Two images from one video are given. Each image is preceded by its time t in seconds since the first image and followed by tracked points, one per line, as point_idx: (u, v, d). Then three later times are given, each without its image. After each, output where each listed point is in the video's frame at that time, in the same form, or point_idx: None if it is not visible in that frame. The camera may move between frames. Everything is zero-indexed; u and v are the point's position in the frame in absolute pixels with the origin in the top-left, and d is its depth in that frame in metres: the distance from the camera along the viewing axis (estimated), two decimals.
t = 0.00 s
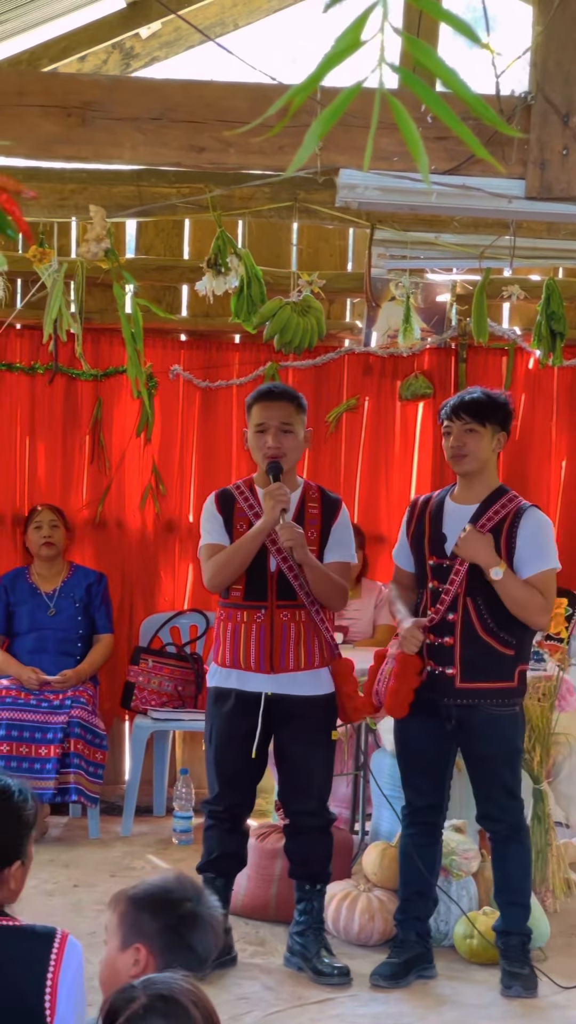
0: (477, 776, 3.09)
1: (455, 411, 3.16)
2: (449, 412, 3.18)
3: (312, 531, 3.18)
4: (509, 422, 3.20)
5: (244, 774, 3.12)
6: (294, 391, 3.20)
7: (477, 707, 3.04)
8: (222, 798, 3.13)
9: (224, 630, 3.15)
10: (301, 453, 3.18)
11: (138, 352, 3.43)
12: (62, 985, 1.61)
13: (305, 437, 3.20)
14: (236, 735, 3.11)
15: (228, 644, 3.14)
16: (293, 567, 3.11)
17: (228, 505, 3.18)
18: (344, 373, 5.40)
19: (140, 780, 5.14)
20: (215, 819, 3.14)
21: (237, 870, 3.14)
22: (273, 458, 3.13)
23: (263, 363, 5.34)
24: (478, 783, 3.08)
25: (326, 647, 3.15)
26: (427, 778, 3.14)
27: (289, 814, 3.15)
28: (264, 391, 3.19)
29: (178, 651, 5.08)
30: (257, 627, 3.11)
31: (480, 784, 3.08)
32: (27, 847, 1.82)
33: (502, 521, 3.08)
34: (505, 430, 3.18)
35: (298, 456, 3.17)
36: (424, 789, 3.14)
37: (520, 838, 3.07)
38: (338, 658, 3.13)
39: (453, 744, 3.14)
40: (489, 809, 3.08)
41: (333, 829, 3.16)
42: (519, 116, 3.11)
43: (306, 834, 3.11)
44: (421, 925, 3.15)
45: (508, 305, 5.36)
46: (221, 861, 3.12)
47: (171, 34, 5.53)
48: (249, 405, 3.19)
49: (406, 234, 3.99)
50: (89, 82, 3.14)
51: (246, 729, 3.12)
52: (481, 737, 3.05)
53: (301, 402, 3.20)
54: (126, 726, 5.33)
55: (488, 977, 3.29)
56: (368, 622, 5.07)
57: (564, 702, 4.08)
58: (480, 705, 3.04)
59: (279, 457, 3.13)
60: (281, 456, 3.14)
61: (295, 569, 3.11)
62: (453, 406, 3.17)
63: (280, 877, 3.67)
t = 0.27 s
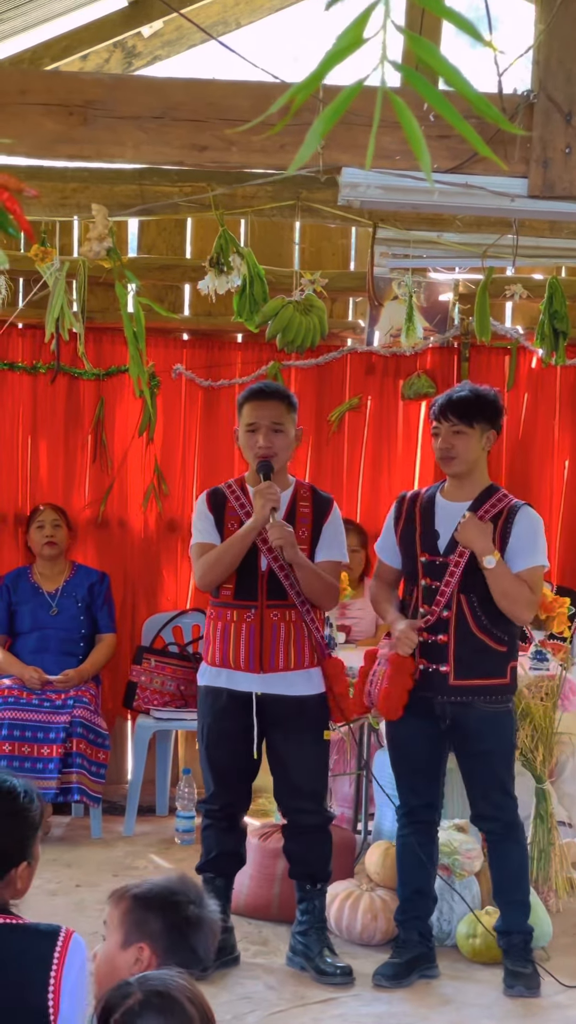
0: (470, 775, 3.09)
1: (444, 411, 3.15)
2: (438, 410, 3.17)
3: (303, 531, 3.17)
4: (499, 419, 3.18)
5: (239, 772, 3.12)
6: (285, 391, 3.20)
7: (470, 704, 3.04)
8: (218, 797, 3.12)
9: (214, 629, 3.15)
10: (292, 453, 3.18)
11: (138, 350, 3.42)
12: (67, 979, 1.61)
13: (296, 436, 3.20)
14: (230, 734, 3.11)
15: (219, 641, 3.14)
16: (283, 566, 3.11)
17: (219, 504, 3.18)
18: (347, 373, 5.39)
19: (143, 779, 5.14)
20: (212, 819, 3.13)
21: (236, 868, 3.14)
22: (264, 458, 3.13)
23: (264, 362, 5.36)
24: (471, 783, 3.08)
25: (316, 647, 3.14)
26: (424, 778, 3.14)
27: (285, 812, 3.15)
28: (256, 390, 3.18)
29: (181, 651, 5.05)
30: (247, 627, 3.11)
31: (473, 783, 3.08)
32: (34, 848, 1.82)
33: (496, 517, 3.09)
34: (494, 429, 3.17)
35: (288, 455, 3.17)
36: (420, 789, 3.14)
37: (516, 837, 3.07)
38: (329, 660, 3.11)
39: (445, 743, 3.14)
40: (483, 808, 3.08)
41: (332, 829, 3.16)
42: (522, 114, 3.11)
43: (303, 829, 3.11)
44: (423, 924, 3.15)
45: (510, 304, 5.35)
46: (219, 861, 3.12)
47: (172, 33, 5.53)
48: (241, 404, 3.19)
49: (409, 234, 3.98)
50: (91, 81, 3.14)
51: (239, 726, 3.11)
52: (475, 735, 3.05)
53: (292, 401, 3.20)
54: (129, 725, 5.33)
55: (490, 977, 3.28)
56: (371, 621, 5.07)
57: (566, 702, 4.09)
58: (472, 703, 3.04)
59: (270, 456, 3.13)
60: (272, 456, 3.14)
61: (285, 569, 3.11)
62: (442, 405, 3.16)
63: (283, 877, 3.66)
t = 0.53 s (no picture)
0: (472, 774, 3.09)
1: (442, 412, 3.16)
2: (438, 412, 3.18)
3: (298, 532, 3.18)
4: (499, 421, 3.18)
5: (232, 772, 3.12)
6: (283, 392, 3.20)
7: (481, 703, 3.05)
8: (212, 797, 3.12)
9: (206, 629, 3.13)
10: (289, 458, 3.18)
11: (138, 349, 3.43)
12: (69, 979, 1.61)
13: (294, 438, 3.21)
14: (222, 734, 3.10)
15: (210, 642, 3.12)
16: (277, 566, 3.12)
17: (213, 504, 3.18)
18: (347, 371, 5.39)
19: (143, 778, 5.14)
20: (206, 819, 3.13)
21: (233, 866, 3.15)
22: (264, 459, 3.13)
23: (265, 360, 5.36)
24: (474, 781, 3.09)
25: (307, 648, 3.15)
26: (423, 779, 3.12)
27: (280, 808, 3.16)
28: (255, 391, 3.18)
29: (182, 650, 5.08)
30: (241, 627, 3.10)
31: (476, 781, 3.08)
32: (41, 847, 1.82)
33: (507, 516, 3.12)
34: (492, 429, 3.17)
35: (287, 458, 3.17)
36: (420, 790, 3.13)
37: (516, 835, 3.07)
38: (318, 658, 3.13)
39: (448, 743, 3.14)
40: (483, 806, 3.08)
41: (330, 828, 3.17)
42: (522, 112, 3.11)
43: (297, 827, 3.12)
44: (423, 925, 3.15)
45: (511, 303, 5.35)
46: (215, 860, 3.13)
47: (172, 32, 5.53)
48: (241, 405, 3.19)
49: (409, 232, 3.98)
50: (90, 79, 3.14)
51: (231, 726, 3.11)
52: (482, 733, 3.06)
53: (290, 401, 3.20)
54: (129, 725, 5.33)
55: (490, 975, 3.28)
56: (371, 620, 5.07)
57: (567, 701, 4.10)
58: (482, 702, 3.05)
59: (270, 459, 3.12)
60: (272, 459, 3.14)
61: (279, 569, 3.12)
62: (440, 406, 3.17)
63: (284, 874, 3.67)
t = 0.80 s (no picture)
0: (484, 773, 3.10)
1: (446, 412, 3.16)
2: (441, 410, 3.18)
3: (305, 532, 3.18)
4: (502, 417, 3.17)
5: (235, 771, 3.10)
6: (295, 389, 3.21)
7: (499, 702, 3.06)
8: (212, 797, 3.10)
9: (212, 626, 3.11)
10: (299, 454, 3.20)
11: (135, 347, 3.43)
12: (67, 976, 1.61)
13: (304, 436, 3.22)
14: (226, 734, 3.08)
15: (216, 638, 3.10)
16: (283, 561, 3.14)
17: (218, 500, 3.16)
18: (345, 369, 5.39)
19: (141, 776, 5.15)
20: (205, 819, 3.10)
21: (230, 866, 3.14)
22: (278, 458, 3.14)
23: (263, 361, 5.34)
24: (486, 780, 3.09)
25: (310, 643, 3.17)
26: (432, 777, 3.11)
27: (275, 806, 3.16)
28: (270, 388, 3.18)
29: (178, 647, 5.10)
30: (249, 621, 3.10)
31: (489, 780, 3.09)
32: (39, 847, 1.82)
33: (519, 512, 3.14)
34: (495, 427, 3.17)
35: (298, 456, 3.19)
36: (429, 788, 3.11)
37: (524, 834, 3.09)
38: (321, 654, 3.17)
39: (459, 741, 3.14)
40: (493, 805, 3.09)
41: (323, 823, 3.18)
42: (518, 111, 3.12)
43: (295, 822, 3.13)
44: (421, 923, 3.15)
45: (508, 302, 5.36)
46: (214, 860, 3.11)
47: (170, 31, 5.53)
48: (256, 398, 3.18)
49: (406, 230, 3.98)
50: (87, 78, 3.14)
51: (235, 725, 3.09)
52: (499, 732, 3.06)
53: (302, 399, 3.21)
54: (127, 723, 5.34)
55: (487, 973, 3.28)
56: (368, 618, 5.07)
57: (564, 699, 4.12)
58: (501, 700, 3.06)
59: (283, 456, 3.15)
60: (285, 457, 3.16)
61: (285, 565, 3.14)
62: (444, 405, 3.17)
63: (280, 873, 3.67)
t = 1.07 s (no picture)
0: (484, 772, 3.11)
1: (444, 411, 3.17)
2: (440, 410, 3.19)
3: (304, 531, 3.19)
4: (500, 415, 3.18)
5: (231, 773, 3.10)
6: (297, 390, 3.21)
7: (501, 701, 3.06)
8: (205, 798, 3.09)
9: (216, 627, 3.11)
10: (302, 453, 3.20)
11: (120, 345, 3.43)
12: (46, 979, 1.61)
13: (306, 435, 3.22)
14: (226, 736, 3.09)
15: (220, 640, 3.10)
16: (285, 561, 3.14)
17: (220, 499, 3.15)
18: (328, 368, 5.39)
19: (123, 774, 5.15)
20: (195, 819, 3.11)
21: (218, 866, 3.15)
22: (280, 459, 3.14)
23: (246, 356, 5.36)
24: (485, 778, 3.10)
25: (310, 641, 3.19)
26: (429, 776, 3.11)
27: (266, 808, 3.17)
28: (272, 388, 3.18)
29: (162, 646, 5.11)
30: (253, 621, 3.10)
31: (488, 778, 3.10)
32: (16, 846, 1.82)
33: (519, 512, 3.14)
34: (493, 424, 3.17)
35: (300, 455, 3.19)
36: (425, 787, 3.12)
37: (520, 835, 3.10)
38: (322, 652, 3.18)
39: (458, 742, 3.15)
40: (491, 804, 3.10)
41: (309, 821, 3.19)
42: (500, 112, 3.14)
43: (288, 826, 3.13)
44: (405, 922, 3.15)
45: (491, 301, 5.36)
46: (201, 860, 3.12)
47: (153, 29, 5.53)
48: (258, 397, 3.18)
49: (389, 229, 3.98)
50: (70, 77, 3.14)
51: (237, 728, 3.09)
52: (501, 731, 3.07)
53: (304, 398, 3.21)
54: (110, 722, 5.34)
55: (471, 971, 3.29)
56: (352, 616, 5.08)
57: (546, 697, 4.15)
58: (503, 700, 3.06)
59: (286, 457, 3.15)
60: (287, 457, 3.16)
61: (286, 564, 3.14)
62: (443, 405, 3.18)
63: (264, 871, 3.68)
